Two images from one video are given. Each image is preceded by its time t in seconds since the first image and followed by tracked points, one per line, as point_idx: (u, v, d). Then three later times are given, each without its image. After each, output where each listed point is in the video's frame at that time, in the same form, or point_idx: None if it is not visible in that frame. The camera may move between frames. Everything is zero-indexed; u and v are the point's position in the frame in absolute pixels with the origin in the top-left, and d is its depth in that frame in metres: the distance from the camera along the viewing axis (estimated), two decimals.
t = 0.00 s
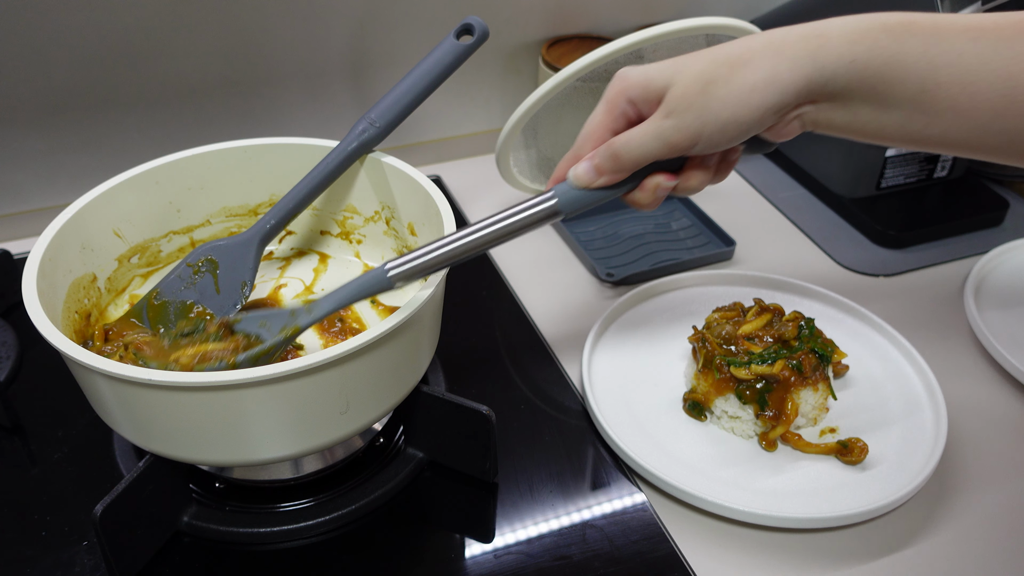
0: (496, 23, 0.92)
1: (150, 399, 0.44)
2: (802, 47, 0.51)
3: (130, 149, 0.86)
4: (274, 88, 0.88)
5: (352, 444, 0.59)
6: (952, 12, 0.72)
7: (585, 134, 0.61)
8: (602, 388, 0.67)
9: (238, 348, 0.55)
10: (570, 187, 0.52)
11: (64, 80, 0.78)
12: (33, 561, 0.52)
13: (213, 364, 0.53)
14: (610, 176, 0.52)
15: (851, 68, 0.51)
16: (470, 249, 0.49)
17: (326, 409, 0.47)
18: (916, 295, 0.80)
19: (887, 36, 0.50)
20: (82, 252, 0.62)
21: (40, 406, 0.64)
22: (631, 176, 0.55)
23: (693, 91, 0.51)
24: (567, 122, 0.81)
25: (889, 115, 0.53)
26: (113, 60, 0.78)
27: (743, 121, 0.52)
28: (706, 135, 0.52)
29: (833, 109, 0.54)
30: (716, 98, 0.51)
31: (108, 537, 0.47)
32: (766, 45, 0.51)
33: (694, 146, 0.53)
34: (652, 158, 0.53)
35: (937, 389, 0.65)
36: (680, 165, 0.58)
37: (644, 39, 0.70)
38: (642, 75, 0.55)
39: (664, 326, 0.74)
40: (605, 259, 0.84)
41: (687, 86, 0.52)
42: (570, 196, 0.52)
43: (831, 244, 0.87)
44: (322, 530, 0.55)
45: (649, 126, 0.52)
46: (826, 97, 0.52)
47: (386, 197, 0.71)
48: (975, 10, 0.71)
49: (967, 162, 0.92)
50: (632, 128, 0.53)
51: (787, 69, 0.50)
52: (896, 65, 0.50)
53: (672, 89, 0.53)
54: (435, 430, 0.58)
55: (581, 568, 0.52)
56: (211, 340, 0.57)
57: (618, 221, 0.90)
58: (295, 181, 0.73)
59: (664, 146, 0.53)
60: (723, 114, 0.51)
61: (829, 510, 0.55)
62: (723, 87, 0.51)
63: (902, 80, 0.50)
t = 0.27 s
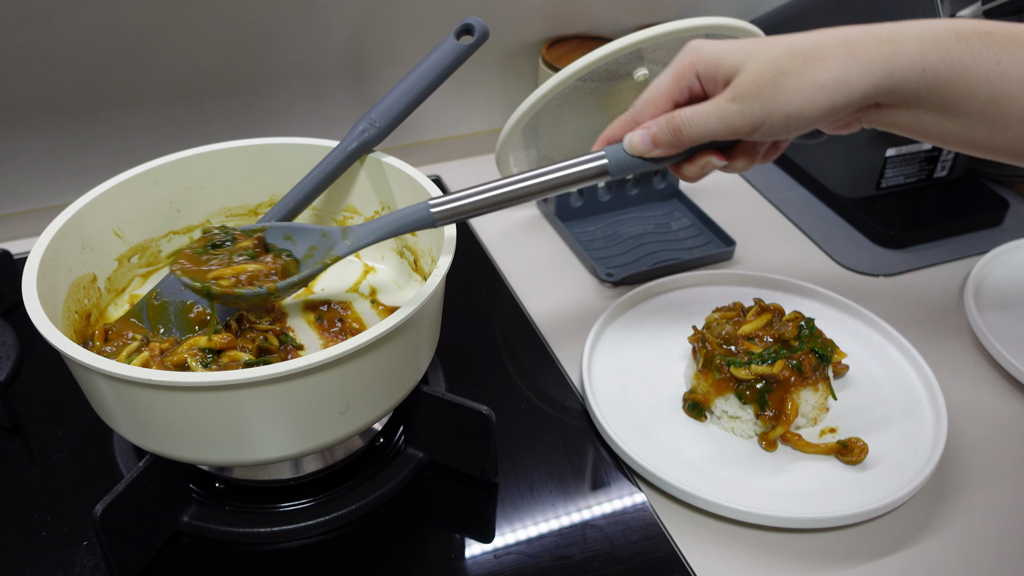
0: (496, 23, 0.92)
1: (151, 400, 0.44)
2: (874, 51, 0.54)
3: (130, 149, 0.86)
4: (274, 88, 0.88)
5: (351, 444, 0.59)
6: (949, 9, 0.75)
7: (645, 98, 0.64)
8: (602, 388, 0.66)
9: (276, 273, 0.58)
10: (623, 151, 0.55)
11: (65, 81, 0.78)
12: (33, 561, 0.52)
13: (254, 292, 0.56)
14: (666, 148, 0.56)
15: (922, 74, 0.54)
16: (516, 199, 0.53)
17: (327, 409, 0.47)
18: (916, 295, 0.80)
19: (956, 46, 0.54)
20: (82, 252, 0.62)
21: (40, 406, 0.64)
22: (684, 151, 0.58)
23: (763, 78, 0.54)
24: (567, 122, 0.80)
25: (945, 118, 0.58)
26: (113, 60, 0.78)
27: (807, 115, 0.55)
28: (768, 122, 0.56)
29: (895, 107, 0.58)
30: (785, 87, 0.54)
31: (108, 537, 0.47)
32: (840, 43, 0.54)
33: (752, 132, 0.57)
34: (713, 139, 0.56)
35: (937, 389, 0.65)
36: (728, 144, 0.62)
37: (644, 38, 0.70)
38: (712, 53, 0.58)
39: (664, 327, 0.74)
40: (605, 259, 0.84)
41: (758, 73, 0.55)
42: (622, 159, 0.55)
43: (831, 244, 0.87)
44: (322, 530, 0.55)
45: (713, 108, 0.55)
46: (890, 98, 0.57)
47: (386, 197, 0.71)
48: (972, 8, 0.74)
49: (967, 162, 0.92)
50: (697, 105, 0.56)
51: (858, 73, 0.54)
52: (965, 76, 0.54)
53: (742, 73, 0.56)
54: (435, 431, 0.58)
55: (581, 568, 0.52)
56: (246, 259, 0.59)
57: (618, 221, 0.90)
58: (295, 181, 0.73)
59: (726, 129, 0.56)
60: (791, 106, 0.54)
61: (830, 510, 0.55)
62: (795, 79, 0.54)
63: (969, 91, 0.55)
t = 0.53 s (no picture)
0: (496, 23, 0.92)
1: (150, 400, 0.44)
2: (905, 86, 0.56)
3: (130, 148, 0.86)
4: (274, 88, 0.88)
5: (351, 444, 0.59)
6: (950, 10, 0.76)
7: (679, 121, 0.66)
8: (602, 388, 0.66)
9: (313, 264, 0.56)
10: (656, 169, 0.55)
11: (65, 81, 0.78)
12: (33, 561, 0.52)
13: (289, 279, 0.55)
14: (697, 168, 0.56)
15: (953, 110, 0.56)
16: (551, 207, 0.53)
17: (327, 409, 0.47)
18: (916, 295, 0.80)
19: (989, 82, 0.55)
20: (82, 252, 0.62)
21: (40, 406, 0.64)
22: (716, 172, 0.58)
23: (797, 106, 0.56)
24: (567, 122, 0.81)
25: (975, 152, 0.59)
26: (113, 60, 0.78)
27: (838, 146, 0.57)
28: (799, 149, 0.57)
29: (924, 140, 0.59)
30: (818, 116, 0.56)
31: (108, 537, 0.47)
32: (871, 78, 0.56)
33: (783, 157, 0.58)
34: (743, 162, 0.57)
35: (937, 390, 0.64)
36: (760, 169, 0.62)
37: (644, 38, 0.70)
38: (750, 80, 0.60)
39: (664, 327, 0.74)
40: (605, 259, 0.84)
41: (791, 102, 0.56)
42: (655, 176, 0.55)
43: (831, 244, 0.87)
44: (323, 530, 0.55)
45: (746, 131, 0.56)
46: (921, 132, 0.58)
47: (386, 197, 0.71)
48: (971, 9, 0.75)
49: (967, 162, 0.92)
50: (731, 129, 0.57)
51: (888, 106, 0.55)
52: (999, 111, 0.55)
53: (776, 100, 0.57)
54: (435, 431, 0.58)
55: (581, 569, 0.52)
56: (285, 249, 0.57)
57: (618, 222, 0.90)
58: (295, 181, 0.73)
59: (757, 153, 0.56)
60: (821, 134, 0.56)
61: (830, 510, 0.55)
62: (823, 111, 0.56)
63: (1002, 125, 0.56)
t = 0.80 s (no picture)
0: (496, 23, 0.92)
1: (150, 399, 0.44)
2: None
3: (130, 148, 0.86)
4: (274, 88, 0.88)
5: (351, 444, 0.59)
6: (949, 10, 0.77)
7: (784, 73, 0.60)
8: (602, 388, 0.66)
9: (385, 171, 0.50)
10: (759, 120, 0.51)
11: (65, 81, 0.78)
12: (33, 561, 0.52)
13: (363, 183, 0.49)
14: (803, 121, 0.51)
15: None
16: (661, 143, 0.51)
17: (327, 409, 0.47)
18: (915, 295, 0.80)
19: None
20: (82, 252, 0.62)
21: (40, 406, 0.64)
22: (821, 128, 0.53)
23: (917, 62, 0.52)
24: (567, 122, 0.80)
25: None
26: (114, 60, 0.78)
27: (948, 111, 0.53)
28: (912, 108, 0.52)
29: None
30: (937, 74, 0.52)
31: (108, 537, 0.47)
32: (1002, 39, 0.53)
33: (894, 117, 0.53)
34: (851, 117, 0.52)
35: (937, 390, 0.65)
36: (868, 130, 0.56)
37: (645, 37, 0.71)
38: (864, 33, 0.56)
39: (664, 327, 0.74)
40: (605, 259, 0.84)
41: (910, 57, 0.52)
42: (757, 128, 0.51)
43: (831, 244, 0.87)
44: (323, 530, 0.55)
45: (860, 83, 0.52)
46: None
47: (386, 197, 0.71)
48: (971, 9, 0.76)
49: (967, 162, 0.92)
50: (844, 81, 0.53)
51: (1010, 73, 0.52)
52: None
53: (894, 55, 0.54)
54: (435, 431, 0.58)
55: (581, 569, 0.52)
56: (361, 155, 0.52)
57: (618, 221, 0.90)
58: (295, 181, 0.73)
59: (867, 107, 0.52)
60: (937, 93, 0.52)
61: (830, 510, 0.55)
62: (944, 69, 0.52)
63: None
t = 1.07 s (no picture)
0: (496, 23, 0.92)
1: (149, 399, 0.44)
2: None
3: (131, 148, 0.86)
4: (274, 88, 0.88)
5: (351, 444, 0.59)
6: (950, 9, 0.76)
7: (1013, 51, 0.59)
8: (602, 388, 0.66)
9: (686, 190, 0.62)
10: None
11: (66, 81, 0.78)
12: (33, 561, 0.52)
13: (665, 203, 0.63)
14: None
15: None
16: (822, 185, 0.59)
17: (327, 409, 0.47)
18: (916, 295, 0.80)
19: None
20: (82, 252, 0.62)
21: (40, 406, 0.64)
22: None
23: None
24: (567, 122, 0.81)
25: None
26: (114, 60, 0.78)
27: None
28: None
29: None
30: None
31: (107, 537, 0.47)
32: None
33: None
34: None
35: (937, 390, 0.64)
36: None
37: (644, 38, 0.71)
38: None
39: (664, 327, 0.74)
40: (605, 259, 0.84)
41: None
42: None
43: (831, 244, 0.87)
44: (323, 530, 0.55)
45: None
46: None
47: (385, 196, 0.71)
48: (972, 8, 0.75)
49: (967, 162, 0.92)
50: None
51: None
52: None
53: None
54: (435, 431, 0.58)
55: (581, 569, 0.52)
56: (664, 172, 0.64)
57: (619, 221, 0.90)
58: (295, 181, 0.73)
59: None
60: None
61: (830, 510, 0.55)
62: None
63: None
